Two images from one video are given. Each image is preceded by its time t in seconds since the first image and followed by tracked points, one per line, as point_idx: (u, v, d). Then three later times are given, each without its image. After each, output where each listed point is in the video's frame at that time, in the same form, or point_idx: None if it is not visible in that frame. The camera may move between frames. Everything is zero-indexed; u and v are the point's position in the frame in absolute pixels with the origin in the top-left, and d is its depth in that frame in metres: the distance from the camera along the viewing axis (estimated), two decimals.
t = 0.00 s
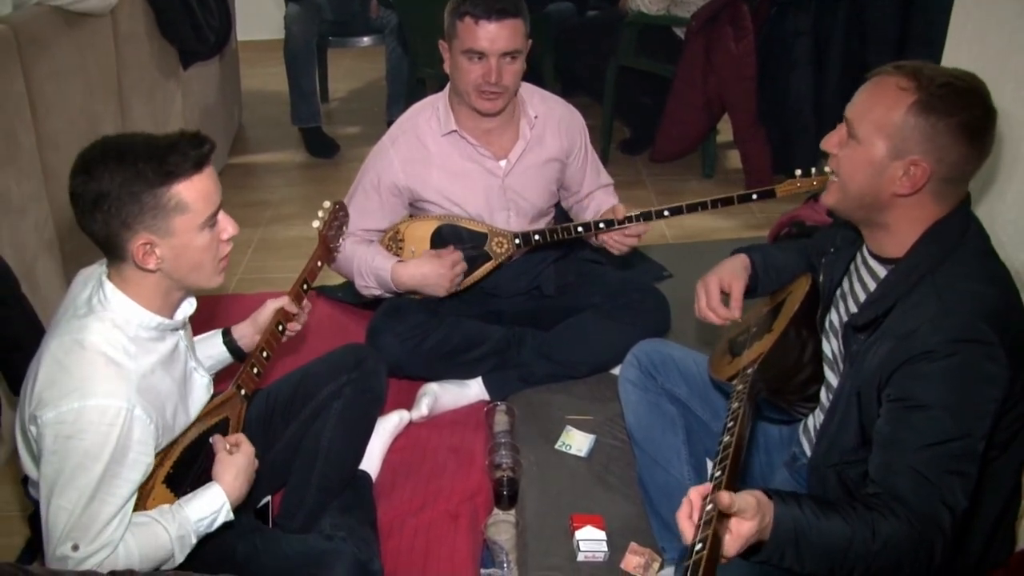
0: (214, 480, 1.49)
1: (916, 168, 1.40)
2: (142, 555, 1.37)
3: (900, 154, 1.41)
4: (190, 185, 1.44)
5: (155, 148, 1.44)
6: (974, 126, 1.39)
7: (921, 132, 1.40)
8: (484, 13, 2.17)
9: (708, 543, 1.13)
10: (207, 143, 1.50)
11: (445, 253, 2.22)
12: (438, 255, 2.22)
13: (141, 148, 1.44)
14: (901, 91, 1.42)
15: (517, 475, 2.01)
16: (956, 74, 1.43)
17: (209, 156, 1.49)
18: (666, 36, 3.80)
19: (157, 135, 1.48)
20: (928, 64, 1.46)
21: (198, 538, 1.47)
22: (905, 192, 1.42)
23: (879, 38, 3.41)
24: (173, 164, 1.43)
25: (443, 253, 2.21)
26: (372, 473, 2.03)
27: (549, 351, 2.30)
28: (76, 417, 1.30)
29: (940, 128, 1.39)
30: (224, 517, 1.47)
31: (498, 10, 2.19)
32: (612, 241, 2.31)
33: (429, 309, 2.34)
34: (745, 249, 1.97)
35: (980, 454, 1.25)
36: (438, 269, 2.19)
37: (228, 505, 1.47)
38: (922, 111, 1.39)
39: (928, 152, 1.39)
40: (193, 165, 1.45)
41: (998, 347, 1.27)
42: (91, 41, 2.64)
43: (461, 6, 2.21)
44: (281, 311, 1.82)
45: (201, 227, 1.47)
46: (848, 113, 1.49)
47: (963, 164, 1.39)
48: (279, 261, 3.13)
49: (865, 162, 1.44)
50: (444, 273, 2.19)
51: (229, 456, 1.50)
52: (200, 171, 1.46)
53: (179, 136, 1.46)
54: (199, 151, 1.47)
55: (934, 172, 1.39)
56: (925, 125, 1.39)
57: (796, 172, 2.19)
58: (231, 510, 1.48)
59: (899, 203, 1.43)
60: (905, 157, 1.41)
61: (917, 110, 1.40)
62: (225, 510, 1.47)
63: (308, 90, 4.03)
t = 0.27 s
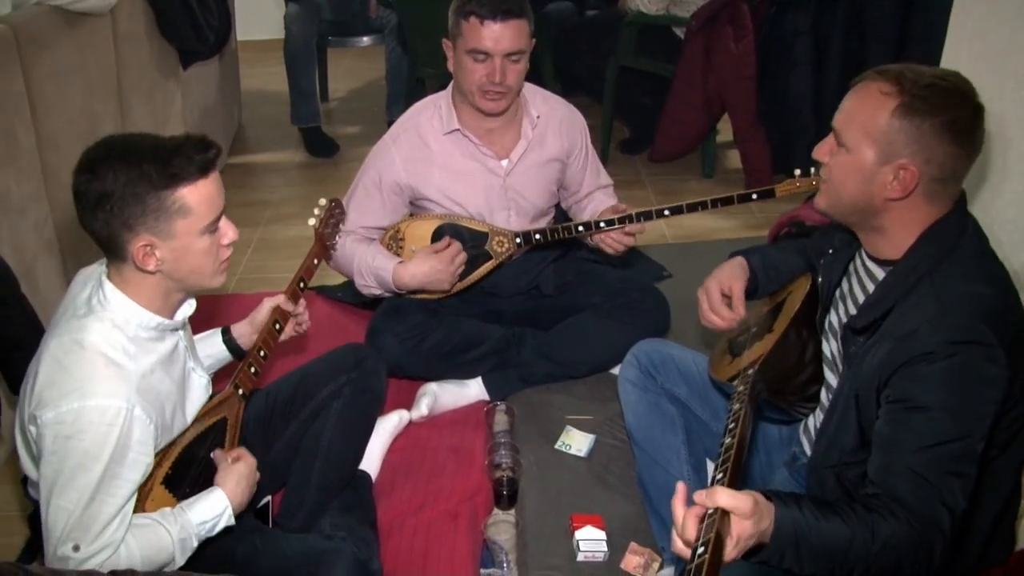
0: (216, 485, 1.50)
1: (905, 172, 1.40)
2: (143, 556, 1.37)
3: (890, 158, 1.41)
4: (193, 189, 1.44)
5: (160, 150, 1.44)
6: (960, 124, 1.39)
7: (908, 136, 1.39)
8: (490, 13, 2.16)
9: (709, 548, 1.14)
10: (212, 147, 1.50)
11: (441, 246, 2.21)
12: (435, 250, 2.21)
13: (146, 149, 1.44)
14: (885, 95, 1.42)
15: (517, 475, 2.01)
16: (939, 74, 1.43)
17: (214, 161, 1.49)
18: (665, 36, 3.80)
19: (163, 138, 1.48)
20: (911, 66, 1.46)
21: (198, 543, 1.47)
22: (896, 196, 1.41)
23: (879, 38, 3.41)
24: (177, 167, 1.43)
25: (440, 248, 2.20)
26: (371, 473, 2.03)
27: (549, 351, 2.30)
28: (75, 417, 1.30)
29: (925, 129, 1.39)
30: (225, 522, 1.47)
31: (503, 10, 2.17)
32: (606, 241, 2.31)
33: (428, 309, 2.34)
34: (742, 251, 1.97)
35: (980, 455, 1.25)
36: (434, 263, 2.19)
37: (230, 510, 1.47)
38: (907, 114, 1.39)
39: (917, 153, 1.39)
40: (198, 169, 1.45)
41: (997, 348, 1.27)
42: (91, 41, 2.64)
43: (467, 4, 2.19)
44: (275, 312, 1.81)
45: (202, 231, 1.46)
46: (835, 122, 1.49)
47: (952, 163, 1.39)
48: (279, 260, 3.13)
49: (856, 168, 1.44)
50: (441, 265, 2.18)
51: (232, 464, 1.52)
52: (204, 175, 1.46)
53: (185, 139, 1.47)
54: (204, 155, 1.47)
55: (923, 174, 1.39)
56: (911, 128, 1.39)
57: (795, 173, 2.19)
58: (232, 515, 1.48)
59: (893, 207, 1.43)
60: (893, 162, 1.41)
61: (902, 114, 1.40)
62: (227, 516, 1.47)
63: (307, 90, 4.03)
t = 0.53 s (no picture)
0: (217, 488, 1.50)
1: (901, 174, 1.40)
2: (142, 557, 1.37)
3: (884, 161, 1.41)
4: (201, 197, 1.44)
5: (170, 155, 1.44)
6: (953, 123, 1.39)
7: (901, 138, 1.39)
8: (499, 16, 2.16)
9: (705, 555, 1.14)
10: (224, 157, 1.50)
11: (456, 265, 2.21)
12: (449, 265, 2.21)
13: (157, 154, 1.44)
14: (878, 98, 1.43)
15: (517, 476, 2.01)
16: (931, 76, 1.43)
17: (225, 170, 1.49)
18: (665, 37, 3.80)
19: (175, 143, 1.48)
20: (902, 69, 1.47)
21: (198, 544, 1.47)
22: (892, 199, 1.41)
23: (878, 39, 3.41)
24: (187, 174, 1.43)
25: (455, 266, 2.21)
26: (371, 474, 2.03)
27: (548, 352, 2.30)
28: (76, 418, 1.30)
29: (918, 131, 1.38)
30: (223, 524, 1.47)
31: (513, 12, 2.17)
32: (606, 245, 2.31)
33: (428, 310, 2.34)
34: (739, 252, 1.98)
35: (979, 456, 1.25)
36: (449, 279, 2.18)
37: (229, 512, 1.47)
38: (900, 116, 1.39)
39: (910, 156, 1.39)
40: (207, 177, 1.45)
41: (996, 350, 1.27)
42: (90, 41, 2.64)
43: (476, 7, 2.19)
44: (274, 313, 1.81)
45: (206, 238, 1.46)
46: (829, 127, 1.49)
47: (948, 164, 1.38)
48: (278, 261, 3.13)
49: (851, 170, 1.44)
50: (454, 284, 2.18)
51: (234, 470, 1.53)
52: (214, 184, 1.46)
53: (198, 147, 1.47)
54: (216, 165, 1.46)
55: (918, 175, 1.39)
56: (904, 130, 1.39)
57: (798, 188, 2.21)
58: (231, 517, 1.48)
59: (889, 209, 1.43)
60: (888, 165, 1.41)
61: (895, 116, 1.40)
62: (225, 517, 1.47)
63: (307, 91, 4.03)
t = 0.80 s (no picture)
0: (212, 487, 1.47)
1: (896, 176, 1.40)
2: (141, 559, 1.37)
3: (880, 163, 1.41)
4: (207, 203, 1.44)
5: (177, 160, 1.44)
6: (947, 123, 1.39)
7: (896, 140, 1.40)
8: (510, 16, 2.15)
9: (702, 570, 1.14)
10: (232, 164, 1.50)
11: (456, 252, 2.22)
12: (449, 253, 2.22)
13: (165, 158, 1.44)
14: (871, 101, 1.43)
15: (516, 477, 2.03)
16: (924, 77, 1.44)
17: (233, 177, 1.49)
18: (664, 39, 3.80)
19: (184, 147, 1.48)
20: (894, 72, 1.47)
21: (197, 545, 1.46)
22: (889, 201, 1.41)
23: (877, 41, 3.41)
24: (195, 179, 1.43)
25: (453, 252, 2.22)
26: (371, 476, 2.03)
27: (547, 354, 2.30)
28: (79, 420, 1.30)
29: (912, 132, 1.39)
30: (222, 523, 1.46)
31: (523, 13, 2.16)
32: (605, 243, 2.30)
33: (427, 312, 2.34)
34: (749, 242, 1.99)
35: (978, 458, 1.25)
36: (449, 270, 2.19)
37: (228, 511, 1.46)
38: (893, 118, 1.40)
39: (906, 157, 1.39)
40: (214, 184, 1.45)
41: (994, 352, 1.28)
42: (90, 44, 2.64)
43: (486, 6, 2.18)
44: (275, 314, 1.81)
45: (211, 244, 1.46)
46: (824, 132, 1.50)
47: (943, 164, 1.38)
48: (277, 263, 3.13)
49: (847, 173, 1.44)
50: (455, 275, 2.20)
51: (225, 463, 1.49)
52: (221, 190, 1.46)
53: (207, 153, 1.47)
54: (224, 172, 1.46)
55: (914, 177, 1.39)
56: (899, 132, 1.39)
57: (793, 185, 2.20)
58: (230, 516, 1.47)
59: (886, 211, 1.43)
60: (884, 167, 1.41)
61: (888, 118, 1.40)
62: (224, 517, 1.46)
63: (306, 93, 4.03)
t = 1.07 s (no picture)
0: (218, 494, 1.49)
1: (895, 180, 1.40)
2: (145, 563, 1.37)
3: (879, 167, 1.41)
4: (208, 206, 1.44)
5: (179, 163, 1.44)
6: (943, 127, 1.39)
7: (894, 144, 1.40)
8: (508, 20, 2.15)
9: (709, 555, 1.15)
10: (234, 168, 1.50)
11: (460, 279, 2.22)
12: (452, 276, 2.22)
13: (167, 161, 1.44)
14: (868, 106, 1.43)
15: (516, 480, 2.02)
16: (920, 81, 1.44)
17: (234, 180, 1.49)
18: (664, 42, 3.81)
19: (187, 150, 1.48)
20: (891, 76, 1.47)
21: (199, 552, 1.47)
22: (888, 206, 1.41)
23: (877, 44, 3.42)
24: (196, 182, 1.43)
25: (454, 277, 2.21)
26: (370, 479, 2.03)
27: (547, 356, 2.30)
28: (80, 422, 1.30)
29: (909, 137, 1.39)
30: (226, 532, 1.47)
31: (522, 18, 2.16)
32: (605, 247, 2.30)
33: (427, 315, 2.34)
34: (737, 267, 1.93)
35: (978, 461, 1.25)
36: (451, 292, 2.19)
37: (231, 520, 1.47)
38: (891, 122, 1.40)
39: (904, 162, 1.39)
40: (216, 187, 1.45)
41: (994, 356, 1.28)
42: (90, 46, 2.64)
43: (484, 12, 2.18)
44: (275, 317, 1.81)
45: (212, 247, 1.46)
46: (822, 137, 1.50)
47: (942, 166, 1.38)
48: (277, 266, 3.13)
49: (846, 178, 1.44)
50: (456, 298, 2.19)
51: (232, 471, 1.50)
52: (222, 194, 1.46)
53: (209, 157, 1.47)
54: (225, 175, 1.46)
55: (913, 181, 1.39)
56: (897, 136, 1.39)
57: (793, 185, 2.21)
58: (233, 525, 1.48)
59: (885, 216, 1.43)
60: (883, 172, 1.41)
61: (886, 122, 1.40)
62: (228, 526, 1.47)
63: (307, 96, 4.03)
